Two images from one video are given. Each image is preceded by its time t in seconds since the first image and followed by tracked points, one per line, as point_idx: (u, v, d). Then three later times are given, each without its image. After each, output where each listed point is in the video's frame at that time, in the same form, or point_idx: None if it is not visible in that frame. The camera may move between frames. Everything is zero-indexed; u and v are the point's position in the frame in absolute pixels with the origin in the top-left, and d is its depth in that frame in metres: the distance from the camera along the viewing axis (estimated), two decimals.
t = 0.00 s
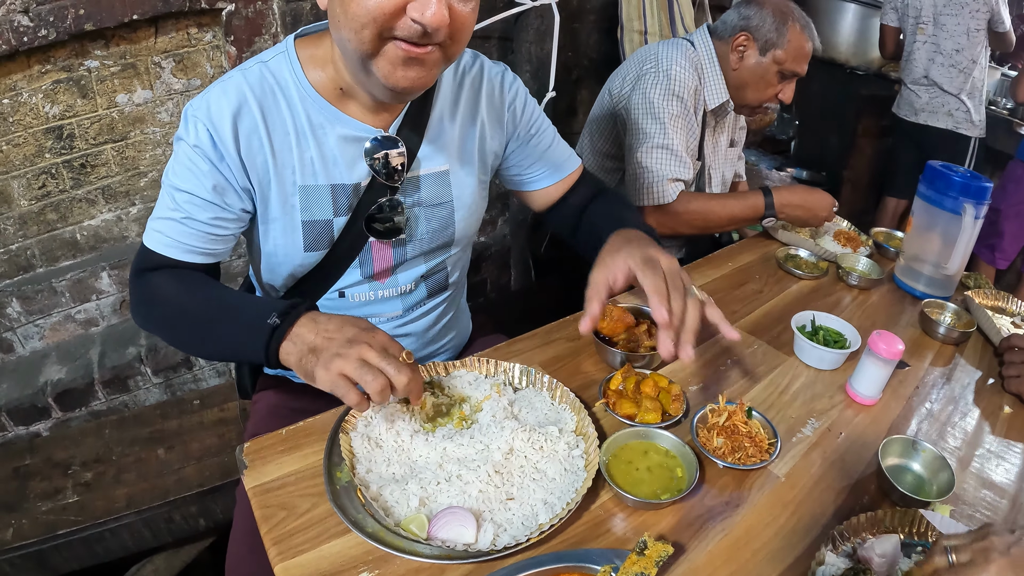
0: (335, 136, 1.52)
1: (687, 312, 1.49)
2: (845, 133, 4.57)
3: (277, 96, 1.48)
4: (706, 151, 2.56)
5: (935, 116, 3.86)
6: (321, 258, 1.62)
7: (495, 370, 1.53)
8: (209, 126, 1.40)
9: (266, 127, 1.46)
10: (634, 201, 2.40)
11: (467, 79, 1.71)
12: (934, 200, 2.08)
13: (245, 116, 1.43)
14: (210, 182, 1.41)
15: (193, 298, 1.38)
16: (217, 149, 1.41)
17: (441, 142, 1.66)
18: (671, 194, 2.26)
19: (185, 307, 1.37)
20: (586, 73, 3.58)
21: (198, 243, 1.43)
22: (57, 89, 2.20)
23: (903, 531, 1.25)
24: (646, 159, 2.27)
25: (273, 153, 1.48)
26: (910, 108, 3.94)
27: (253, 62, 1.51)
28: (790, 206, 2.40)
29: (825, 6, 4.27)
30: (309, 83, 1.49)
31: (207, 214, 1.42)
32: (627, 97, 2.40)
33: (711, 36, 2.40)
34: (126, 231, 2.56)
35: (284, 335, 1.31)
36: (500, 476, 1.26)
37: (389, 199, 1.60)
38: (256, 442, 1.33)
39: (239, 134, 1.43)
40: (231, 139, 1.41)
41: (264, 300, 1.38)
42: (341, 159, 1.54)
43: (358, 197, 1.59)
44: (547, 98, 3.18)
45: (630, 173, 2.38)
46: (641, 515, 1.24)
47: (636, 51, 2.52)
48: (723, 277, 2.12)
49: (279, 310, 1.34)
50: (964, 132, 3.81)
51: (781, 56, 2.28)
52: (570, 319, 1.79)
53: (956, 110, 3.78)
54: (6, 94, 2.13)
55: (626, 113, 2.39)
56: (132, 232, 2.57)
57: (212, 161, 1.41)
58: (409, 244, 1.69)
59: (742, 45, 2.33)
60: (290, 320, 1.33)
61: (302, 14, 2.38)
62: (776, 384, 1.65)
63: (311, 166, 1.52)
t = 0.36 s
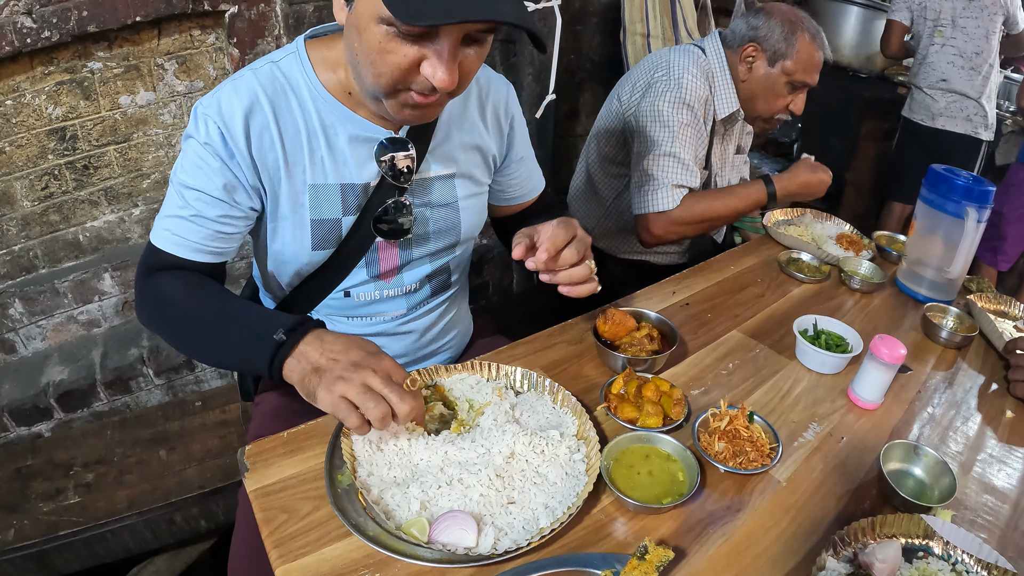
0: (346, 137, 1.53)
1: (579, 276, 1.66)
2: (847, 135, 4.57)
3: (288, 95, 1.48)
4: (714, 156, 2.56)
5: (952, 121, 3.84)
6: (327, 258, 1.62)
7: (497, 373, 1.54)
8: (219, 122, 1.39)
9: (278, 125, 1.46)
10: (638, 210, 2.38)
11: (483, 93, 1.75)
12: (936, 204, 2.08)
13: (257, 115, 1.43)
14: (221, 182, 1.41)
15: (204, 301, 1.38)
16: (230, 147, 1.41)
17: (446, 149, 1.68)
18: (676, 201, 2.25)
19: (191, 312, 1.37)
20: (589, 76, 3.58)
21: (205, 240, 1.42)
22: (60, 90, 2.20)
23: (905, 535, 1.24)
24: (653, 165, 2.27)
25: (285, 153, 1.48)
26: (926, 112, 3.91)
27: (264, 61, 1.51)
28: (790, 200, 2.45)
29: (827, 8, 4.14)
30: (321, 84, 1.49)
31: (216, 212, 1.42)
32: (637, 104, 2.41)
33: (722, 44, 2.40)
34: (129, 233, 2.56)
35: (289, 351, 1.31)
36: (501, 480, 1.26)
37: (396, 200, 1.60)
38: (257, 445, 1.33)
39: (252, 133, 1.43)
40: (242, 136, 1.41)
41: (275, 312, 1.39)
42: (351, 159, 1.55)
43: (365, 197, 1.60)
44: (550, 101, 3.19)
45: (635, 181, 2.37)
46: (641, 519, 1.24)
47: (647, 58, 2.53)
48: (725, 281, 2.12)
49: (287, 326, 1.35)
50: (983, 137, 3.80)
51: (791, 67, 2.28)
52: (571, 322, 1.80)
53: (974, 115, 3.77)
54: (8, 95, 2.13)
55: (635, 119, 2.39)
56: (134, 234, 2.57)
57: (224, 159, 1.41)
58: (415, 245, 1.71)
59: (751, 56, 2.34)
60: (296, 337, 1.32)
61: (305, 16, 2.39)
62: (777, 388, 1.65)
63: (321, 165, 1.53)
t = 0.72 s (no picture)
0: (350, 141, 1.53)
1: (530, 322, 1.62)
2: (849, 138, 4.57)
3: (293, 99, 1.49)
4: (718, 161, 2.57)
5: (979, 130, 3.84)
6: (331, 262, 1.63)
7: (499, 377, 1.54)
8: (224, 125, 1.40)
9: (282, 129, 1.47)
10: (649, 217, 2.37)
11: (487, 99, 1.76)
12: (938, 208, 2.08)
13: (262, 119, 1.44)
14: (227, 184, 1.41)
15: (206, 305, 1.38)
16: (234, 150, 1.41)
17: (449, 154, 1.69)
18: (690, 208, 2.25)
19: (191, 310, 1.37)
20: (591, 78, 3.59)
21: (207, 241, 1.42)
22: (63, 92, 2.21)
23: (904, 540, 1.24)
24: (668, 173, 2.26)
25: (289, 157, 1.49)
26: (958, 121, 3.84)
27: (269, 64, 1.51)
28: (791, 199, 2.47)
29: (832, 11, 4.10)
30: (326, 88, 1.49)
31: (220, 213, 1.42)
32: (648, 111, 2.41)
33: (730, 51, 2.42)
34: (132, 234, 2.57)
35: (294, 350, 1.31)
36: (502, 484, 1.27)
37: (400, 205, 1.61)
38: (259, 448, 1.34)
39: (257, 136, 1.43)
40: (248, 139, 1.41)
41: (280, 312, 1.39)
42: (355, 163, 1.56)
43: (369, 202, 1.61)
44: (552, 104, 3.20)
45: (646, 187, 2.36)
46: (641, 524, 1.24)
47: (657, 65, 2.54)
48: (726, 284, 2.12)
49: (293, 324, 1.35)
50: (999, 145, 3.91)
51: (795, 68, 2.27)
52: (572, 326, 1.80)
53: (998, 124, 3.83)
54: (11, 96, 2.14)
55: (646, 126, 2.39)
56: (136, 235, 2.58)
57: (229, 161, 1.41)
58: (417, 250, 1.71)
59: (754, 60, 2.35)
60: (304, 333, 1.33)
61: (307, 19, 2.40)
62: (778, 392, 1.65)
63: (325, 169, 1.54)
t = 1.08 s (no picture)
0: (353, 146, 1.53)
1: (525, 330, 1.61)
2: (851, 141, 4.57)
3: (295, 104, 1.49)
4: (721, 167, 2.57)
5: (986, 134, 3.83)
6: (334, 267, 1.63)
7: (502, 380, 1.55)
8: (227, 132, 1.40)
9: (285, 135, 1.47)
10: (653, 223, 2.37)
11: (490, 104, 1.76)
12: (940, 211, 2.08)
13: (264, 125, 1.44)
14: (232, 193, 1.41)
15: (215, 306, 1.39)
16: (237, 158, 1.41)
17: (452, 158, 1.69)
18: (694, 216, 2.25)
19: (203, 317, 1.38)
20: (594, 80, 3.60)
21: (216, 250, 1.42)
22: (67, 93, 2.21)
23: (907, 542, 1.23)
24: (672, 181, 2.27)
25: (292, 163, 1.49)
26: (969, 125, 3.83)
27: (271, 68, 1.52)
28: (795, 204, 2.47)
29: (836, 14, 4.15)
30: (328, 93, 1.49)
31: (226, 221, 1.42)
32: (654, 116, 2.41)
33: (737, 55, 2.42)
34: (135, 235, 2.57)
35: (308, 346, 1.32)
36: (506, 485, 1.27)
37: (403, 209, 1.62)
38: (263, 449, 1.34)
39: (259, 142, 1.44)
40: (249, 145, 1.41)
41: (289, 308, 1.40)
42: (358, 169, 1.56)
43: (372, 206, 1.61)
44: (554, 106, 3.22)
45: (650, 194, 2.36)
46: (645, 526, 1.24)
47: (663, 69, 2.53)
48: (728, 287, 2.12)
49: (305, 319, 1.36)
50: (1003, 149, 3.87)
51: (801, 78, 2.28)
52: (576, 329, 1.80)
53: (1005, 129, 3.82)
54: (15, 97, 2.14)
55: (651, 132, 2.39)
56: (139, 236, 2.58)
57: (233, 170, 1.41)
58: (419, 254, 1.72)
59: (761, 67, 2.36)
60: (315, 329, 1.34)
61: (311, 21, 2.40)
62: (781, 395, 1.65)
63: (328, 174, 1.54)
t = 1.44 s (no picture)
0: (356, 150, 1.54)
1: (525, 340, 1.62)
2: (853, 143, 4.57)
3: (299, 106, 1.49)
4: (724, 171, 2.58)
5: (972, 134, 3.85)
6: (337, 269, 1.64)
7: (504, 381, 1.56)
8: (231, 135, 1.41)
9: (289, 137, 1.48)
10: (654, 227, 2.38)
11: (493, 108, 1.76)
12: (941, 213, 2.08)
13: (268, 127, 1.45)
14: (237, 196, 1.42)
15: (222, 311, 1.39)
16: (242, 161, 1.42)
17: (455, 161, 1.70)
18: (695, 221, 2.26)
19: (208, 322, 1.38)
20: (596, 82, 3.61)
21: (221, 253, 1.43)
22: (69, 94, 2.22)
23: (907, 544, 1.24)
24: (672, 185, 2.27)
25: (296, 166, 1.50)
26: (951, 124, 3.91)
27: (274, 71, 1.52)
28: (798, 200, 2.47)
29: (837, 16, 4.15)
30: (332, 97, 1.50)
31: (231, 224, 1.42)
32: (656, 120, 2.41)
33: (740, 60, 2.42)
34: (137, 235, 2.58)
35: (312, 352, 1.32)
36: (508, 486, 1.28)
37: (406, 212, 1.63)
38: (265, 450, 1.34)
39: (263, 145, 1.44)
40: (254, 148, 1.42)
41: (294, 316, 1.40)
42: (361, 173, 1.57)
43: (375, 209, 1.62)
44: (556, 108, 3.23)
45: (652, 198, 2.37)
46: (646, 527, 1.24)
47: (665, 72, 2.53)
48: (730, 289, 2.13)
49: (310, 327, 1.36)
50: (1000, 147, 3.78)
51: (804, 86, 2.28)
52: (577, 331, 1.81)
53: (994, 129, 3.77)
54: (18, 97, 2.15)
55: (652, 135, 2.40)
56: (142, 237, 2.59)
57: (237, 172, 1.42)
58: (422, 257, 1.73)
59: (764, 72, 2.35)
60: (320, 338, 1.33)
61: (314, 22, 2.40)
62: (782, 397, 1.65)
63: (331, 177, 1.55)
